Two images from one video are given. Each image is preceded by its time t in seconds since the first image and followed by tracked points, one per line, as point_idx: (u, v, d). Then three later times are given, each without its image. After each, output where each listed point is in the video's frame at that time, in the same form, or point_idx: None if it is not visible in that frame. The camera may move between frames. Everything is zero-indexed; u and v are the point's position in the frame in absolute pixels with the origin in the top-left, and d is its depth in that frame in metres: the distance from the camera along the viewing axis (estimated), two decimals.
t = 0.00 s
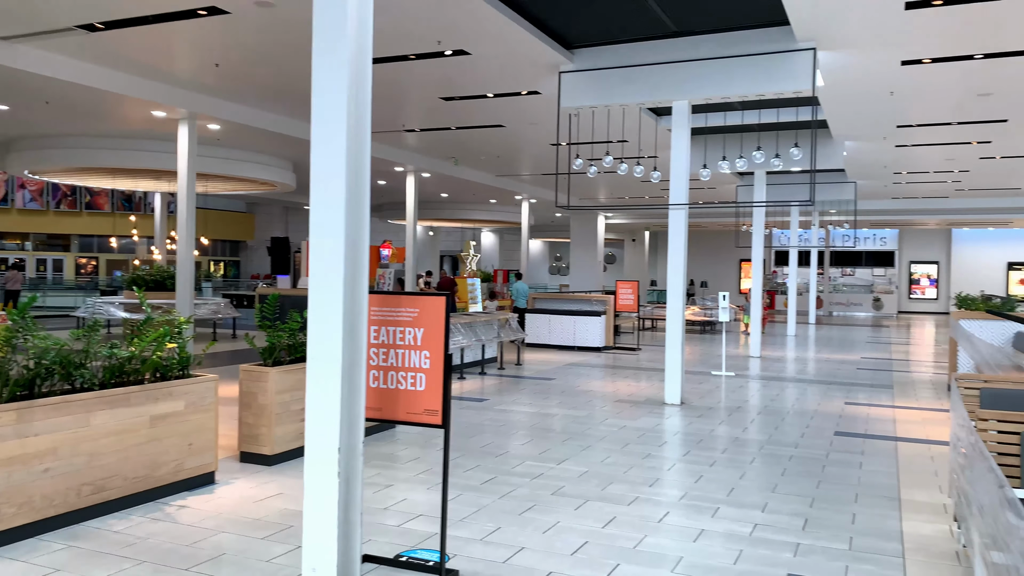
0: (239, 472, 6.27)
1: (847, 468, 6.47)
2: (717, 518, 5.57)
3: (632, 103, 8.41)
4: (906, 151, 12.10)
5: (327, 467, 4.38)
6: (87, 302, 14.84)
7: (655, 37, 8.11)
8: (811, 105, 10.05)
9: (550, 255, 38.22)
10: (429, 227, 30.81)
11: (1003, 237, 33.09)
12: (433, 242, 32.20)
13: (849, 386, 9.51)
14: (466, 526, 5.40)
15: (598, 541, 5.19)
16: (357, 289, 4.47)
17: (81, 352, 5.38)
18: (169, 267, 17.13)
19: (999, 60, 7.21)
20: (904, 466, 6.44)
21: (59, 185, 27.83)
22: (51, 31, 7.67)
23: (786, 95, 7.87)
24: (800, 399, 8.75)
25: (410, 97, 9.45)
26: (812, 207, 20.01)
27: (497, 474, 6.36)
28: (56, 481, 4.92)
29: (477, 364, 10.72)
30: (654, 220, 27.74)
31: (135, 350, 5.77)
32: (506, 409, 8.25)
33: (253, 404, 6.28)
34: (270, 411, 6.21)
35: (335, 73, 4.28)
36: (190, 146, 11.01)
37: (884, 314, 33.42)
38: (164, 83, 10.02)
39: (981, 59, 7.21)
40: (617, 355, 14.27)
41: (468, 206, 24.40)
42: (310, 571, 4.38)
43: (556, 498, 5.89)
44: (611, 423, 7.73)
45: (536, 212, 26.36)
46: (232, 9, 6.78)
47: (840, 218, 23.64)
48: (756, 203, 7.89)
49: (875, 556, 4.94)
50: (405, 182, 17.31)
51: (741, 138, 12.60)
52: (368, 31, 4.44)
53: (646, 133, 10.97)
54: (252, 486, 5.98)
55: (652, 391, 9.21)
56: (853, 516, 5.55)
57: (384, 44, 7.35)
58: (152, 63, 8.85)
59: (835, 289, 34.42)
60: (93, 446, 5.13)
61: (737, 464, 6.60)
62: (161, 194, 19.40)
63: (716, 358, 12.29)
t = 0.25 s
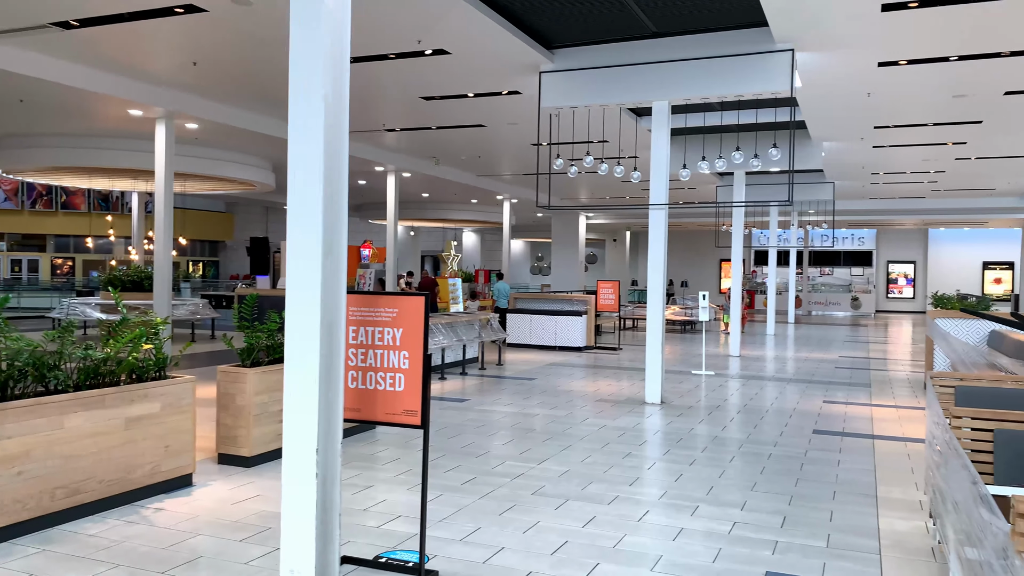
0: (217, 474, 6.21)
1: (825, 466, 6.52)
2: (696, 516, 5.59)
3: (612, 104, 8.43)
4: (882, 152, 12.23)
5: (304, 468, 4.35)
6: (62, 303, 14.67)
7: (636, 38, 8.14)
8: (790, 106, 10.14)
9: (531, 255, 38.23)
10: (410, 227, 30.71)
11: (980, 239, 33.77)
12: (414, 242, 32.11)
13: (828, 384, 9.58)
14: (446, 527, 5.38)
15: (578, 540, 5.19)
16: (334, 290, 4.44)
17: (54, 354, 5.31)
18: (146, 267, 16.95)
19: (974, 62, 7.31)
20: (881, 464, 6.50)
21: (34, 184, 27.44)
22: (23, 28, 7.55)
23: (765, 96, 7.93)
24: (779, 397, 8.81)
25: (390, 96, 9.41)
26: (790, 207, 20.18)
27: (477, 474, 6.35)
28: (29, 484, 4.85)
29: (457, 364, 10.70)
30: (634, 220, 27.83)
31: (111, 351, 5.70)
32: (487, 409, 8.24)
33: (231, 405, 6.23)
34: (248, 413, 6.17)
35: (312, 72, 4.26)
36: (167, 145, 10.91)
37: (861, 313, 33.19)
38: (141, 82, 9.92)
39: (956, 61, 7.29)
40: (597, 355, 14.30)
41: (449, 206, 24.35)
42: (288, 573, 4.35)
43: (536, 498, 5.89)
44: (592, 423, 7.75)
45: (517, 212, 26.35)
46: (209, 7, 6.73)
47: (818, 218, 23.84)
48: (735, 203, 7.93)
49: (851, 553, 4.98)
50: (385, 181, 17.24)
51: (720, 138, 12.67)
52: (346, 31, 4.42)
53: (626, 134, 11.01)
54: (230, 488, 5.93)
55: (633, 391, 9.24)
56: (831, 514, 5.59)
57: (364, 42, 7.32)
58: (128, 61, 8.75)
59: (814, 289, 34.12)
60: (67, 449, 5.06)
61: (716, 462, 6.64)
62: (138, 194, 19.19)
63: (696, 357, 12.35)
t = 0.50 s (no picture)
0: (199, 474, 6.18)
1: (807, 463, 6.56)
2: (680, 514, 5.61)
3: (597, 104, 8.45)
4: (865, 152, 12.32)
5: (287, 468, 4.33)
6: (43, 303, 14.55)
7: (620, 38, 8.17)
8: (773, 106, 10.20)
9: (517, 255, 38.29)
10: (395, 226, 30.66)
11: (961, 239, 33.86)
12: (400, 242, 32.06)
13: (811, 382, 9.66)
14: (430, 526, 5.38)
15: (562, 538, 5.21)
16: (317, 289, 4.42)
17: (35, 354, 5.28)
18: (128, 267, 16.84)
19: (954, 64, 7.38)
20: (862, 461, 6.55)
21: (15, 183, 27.16)
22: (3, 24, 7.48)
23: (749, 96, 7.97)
24: (762, 396, 8.86)
25: (375, 95, 9.40)
26: (774, 207, 20.29)
27: (461, 473, 6.35)
28: (8, 485, 4.81)
29: (443, 363, 10.70)
30: (620, 219, 27.92)
31: (92, 350, 5.67)
32: (472, 408, 8.24)
33: (213, 405, 6.21)
34: (231, 412, 6.15)
35: (293, 72, 4.23)
36: (150, 144, 10.84)
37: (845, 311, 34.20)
38: (124, 80, 9.86)
39: (937, 62, 7.36)
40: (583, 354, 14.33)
41: (435, 205, 24.33)
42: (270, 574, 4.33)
43: (520, 497, 5.90)
44: (577, 421, 7.77)
45: (503, 211, 26.36)
46: (192, 5, 6.71)
47: (802, 218, 24.00)
48: (719, 203, 7.97)
49: (833, 549, 5.02)
50: (370, 180, 17.21)
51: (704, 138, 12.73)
52: (328, 29, 4.39)
53: (611, 133, 11.04)
54: (213, 488, 5.91)
55: (618, 389, 9.27)
56: (812, 511, 5.63)
57: (348, 42, 7.31)
58: (110, 59, 8.69)
59: (798, 288, 35.03)
60: (47, 449, 5.02)
61: (700, 460, 6.67)
62: (121, 193, 19.06)
63: (682, 356, 12.41)
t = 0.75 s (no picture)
0: (185, 474, 6.18)
1: (793, 462, 6.60)
2: (665, 513, 5.64)
3: (585, 103, 8.46)
4: (850, 153, 12.39)
5: (272, 469, 4.32)
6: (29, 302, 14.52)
7: (608, 37, 8.18)
8: (759, 106, 10.25)
9: (506, 254, 38.32)
10: (384, 225, 30.61)
11: (946, 238, 33.95)
12: (389, 240, 32.01)
13: (798, 381, 9.71)
14: (416, 526, 5.39)
15: (547, 538, 5.23)
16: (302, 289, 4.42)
17: (18, 354, 5.26)
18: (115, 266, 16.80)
19: (939, 65, 7.42)
20: (847, 459, 6.59)
21: None
22: None
23: (736, 97, 8.00)
24: (749, 395, 8.90)
25: (364, 94, 9.38)
26: (762, 206, 20.38)
27: (448, 472, 6.36)
28: None
29: (431, 363, 10.71)
30: (609, 218, 27.97)
31: (76, 350, 5.65)
32: (460, 408, 8.26)
33: (199, 405, 6.20)
34: (217, 412, 6.14)
35: (277, 73, 4.22)
36: (137, 142, 10.80)
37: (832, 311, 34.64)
38: (110, 78, 9.82)
39: (922, 63, 7.40)
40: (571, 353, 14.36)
41: (425, 204, 24.31)
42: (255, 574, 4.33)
43: (506, 496, 5.91)
44: (564, 421, 7.79)
45: (492, 210, 26.36)
46: (177, 4, 6.69)
47: (790, 217, 24.11)
48: (707, 203, 7.99)
49: (816, 548, 5.06)
50: (359, 179, 17.18)
51: (691, 138, 12.77)
52: (312, 30, 4.37)
53: (598, 133, 11.06)
54: (199, 488, 5.91)
55: (605, 389, 9.30)
56: (796, 510, 5.66)
57: (336, 41, 7.30)
58: (95, 57, 8.64)
59: (785, 287, 35.26)
60: (31, 450, 5.01)
61: (686, 459, 6.70)
62: (108, 191, 18.98)
63: (669, 355, 12.44)
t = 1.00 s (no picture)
0: (167, 475, 6.15)
1: (775, 460, 6.64)
2: (648, 511, 5.66)
3: (571, 103, 8.46)
4: (833, 153, 12.46)
5: (253, 468, 4.29)
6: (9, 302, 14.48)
7: (593, 37, 8.19)
8: (743, 106, 10.30)
9: (492, 253, 38.34)
10: (370, 224, 30.54)
11: (929, 238, 34.15)
12: (374, 239, 31.89)
13: (781, 380, 9.76)
14: (398, 526, 5.39)
15: (530, 537, 5.24)
16: (284, 286, 4.40)
17: None
18: (98, 265, 16.69)
19: (921, 66, 7.47)
20: (829, 458, 6.64)
21: None
22: None
23: (720, 97, 8.02)
24: (732, 393, 8.95)
25: (348, 93, 9.35)
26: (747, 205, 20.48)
27: (432, 472, 6.36)
28: None
29: (416, 362, 10.71)
30: (595, 218, 28.02)
31: (56, 350, 5.60)
32: (444, 407, 8.26)
33: (181, 405, 6.17)
34: (199, 413, 6.12)
35: (259, 71, 4.18)
36: (119, 140, 10.72)
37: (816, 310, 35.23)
38: (91, 76, 9.74)
39: (904, 65, 7.45)
40: (557, 352, 14.39)
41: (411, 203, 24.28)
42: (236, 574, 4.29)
43: (490, 495, 5.92)
44: (549, 420, 7.81)
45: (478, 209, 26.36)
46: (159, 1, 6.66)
47: (774, 216, 24.24)
48: (691, 202, 8.03)
49: (796, 545, 5.09)
50: (344, 178, 17.13)
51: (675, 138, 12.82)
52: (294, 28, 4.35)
53: (583, 133, 11.08)
54: (180, 489, 5.88)
55: (590, 387, 9.33)
56: (778, 508, 5.70)
57: (319, 40, 7.28)
58: (76, 54, 8.56)
59: (770, 286, 36.08)
60: (9, 451, 4.96)
61: (669, 457, 6.73)
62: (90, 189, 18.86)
63: (654, 354, 12.49)
